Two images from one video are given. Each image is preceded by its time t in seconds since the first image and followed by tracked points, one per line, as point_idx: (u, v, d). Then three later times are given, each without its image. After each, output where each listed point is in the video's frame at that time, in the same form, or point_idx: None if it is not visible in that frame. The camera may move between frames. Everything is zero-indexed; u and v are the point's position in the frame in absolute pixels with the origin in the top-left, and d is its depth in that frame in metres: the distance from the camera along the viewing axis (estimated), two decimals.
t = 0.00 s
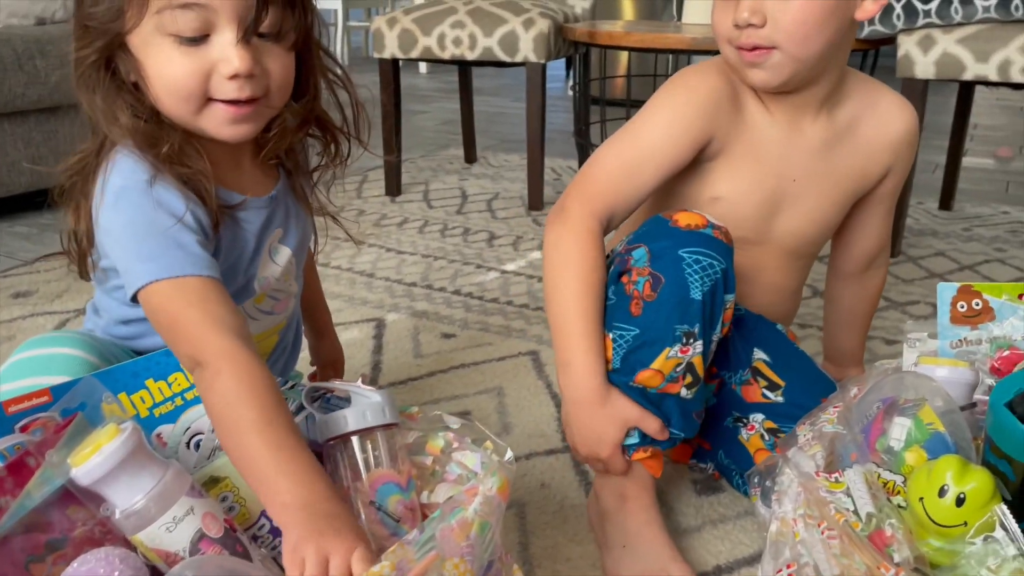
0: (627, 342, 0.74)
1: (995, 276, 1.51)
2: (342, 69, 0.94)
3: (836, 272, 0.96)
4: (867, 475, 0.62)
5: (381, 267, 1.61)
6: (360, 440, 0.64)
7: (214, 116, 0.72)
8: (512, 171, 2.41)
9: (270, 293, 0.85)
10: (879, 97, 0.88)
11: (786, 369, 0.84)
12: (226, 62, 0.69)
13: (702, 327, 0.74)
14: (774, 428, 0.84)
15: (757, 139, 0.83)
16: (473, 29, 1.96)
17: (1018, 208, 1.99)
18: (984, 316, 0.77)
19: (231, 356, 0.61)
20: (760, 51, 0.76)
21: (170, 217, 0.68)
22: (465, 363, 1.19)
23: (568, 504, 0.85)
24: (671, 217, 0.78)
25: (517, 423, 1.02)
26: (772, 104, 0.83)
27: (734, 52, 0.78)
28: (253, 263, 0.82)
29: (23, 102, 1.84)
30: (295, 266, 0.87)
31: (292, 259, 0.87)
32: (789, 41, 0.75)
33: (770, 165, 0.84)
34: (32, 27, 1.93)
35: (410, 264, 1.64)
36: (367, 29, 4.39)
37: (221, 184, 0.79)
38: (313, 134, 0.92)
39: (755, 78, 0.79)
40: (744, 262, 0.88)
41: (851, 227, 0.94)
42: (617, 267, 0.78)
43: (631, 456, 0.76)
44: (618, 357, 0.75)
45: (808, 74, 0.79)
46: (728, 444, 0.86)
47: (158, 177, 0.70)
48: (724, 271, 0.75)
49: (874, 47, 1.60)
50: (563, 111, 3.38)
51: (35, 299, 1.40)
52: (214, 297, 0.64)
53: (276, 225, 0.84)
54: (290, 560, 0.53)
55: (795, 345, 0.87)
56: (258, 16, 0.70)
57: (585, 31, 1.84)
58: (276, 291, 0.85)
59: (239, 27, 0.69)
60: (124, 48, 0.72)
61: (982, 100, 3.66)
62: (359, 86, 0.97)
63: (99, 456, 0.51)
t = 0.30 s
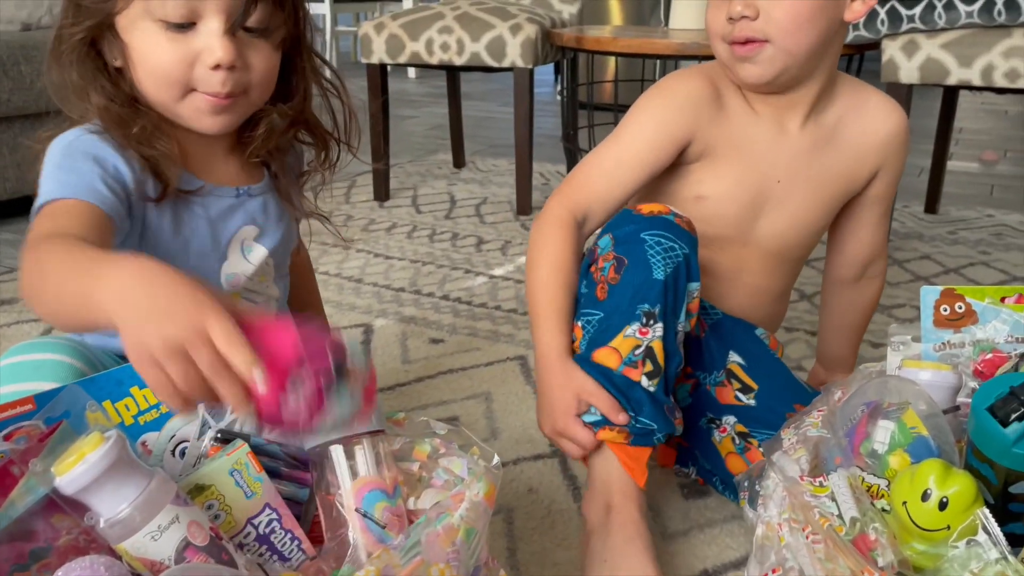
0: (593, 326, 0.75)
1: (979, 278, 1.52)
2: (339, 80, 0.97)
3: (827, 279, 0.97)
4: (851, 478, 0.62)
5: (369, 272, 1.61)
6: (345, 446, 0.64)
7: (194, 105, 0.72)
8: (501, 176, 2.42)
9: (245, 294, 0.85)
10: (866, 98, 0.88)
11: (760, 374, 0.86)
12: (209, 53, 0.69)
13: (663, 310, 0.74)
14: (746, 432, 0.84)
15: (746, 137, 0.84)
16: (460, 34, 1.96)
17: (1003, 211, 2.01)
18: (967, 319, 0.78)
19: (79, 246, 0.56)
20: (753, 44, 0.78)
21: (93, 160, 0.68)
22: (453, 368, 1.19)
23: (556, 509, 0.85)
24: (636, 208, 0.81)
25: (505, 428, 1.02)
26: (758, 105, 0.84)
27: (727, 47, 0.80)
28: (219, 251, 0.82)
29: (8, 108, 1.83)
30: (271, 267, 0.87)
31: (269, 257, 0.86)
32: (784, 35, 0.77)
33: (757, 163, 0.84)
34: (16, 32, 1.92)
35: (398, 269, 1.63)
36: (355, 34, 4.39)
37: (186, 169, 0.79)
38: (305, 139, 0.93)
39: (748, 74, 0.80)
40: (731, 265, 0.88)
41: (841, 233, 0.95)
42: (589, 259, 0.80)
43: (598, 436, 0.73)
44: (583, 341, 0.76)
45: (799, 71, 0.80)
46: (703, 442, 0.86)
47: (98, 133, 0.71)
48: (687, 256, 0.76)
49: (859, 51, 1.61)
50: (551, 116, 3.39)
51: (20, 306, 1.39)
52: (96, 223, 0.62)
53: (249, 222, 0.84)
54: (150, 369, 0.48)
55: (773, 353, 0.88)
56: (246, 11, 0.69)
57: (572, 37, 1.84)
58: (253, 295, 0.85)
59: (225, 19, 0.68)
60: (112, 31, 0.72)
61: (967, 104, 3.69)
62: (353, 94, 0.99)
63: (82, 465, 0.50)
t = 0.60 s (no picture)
0: (609, 335, 0.73)
1: (971, 281, 1.53)
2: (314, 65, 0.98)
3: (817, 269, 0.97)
4: (844, 482, 0.62)
5: (362, 275, 1.61)
6: (337, 452, 0.63)
7: (163, 86, 0.70)
8: (494, 179, 2.42)
9: (228, 273, 0.83)
10: (866, 107, 0.89)
11: (758, 387, 0.86)
12: (176, 35, 0.68)
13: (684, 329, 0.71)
14: (742, 446, 0.84)
15: (745, 139, 0.84)
16: (454, 37, 1.96)
17: (994, 214, 2.02)
18: (960, 322, 0.78)
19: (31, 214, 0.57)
20: (751, 41, 0.78)
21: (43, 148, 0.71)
22: (446, 371, 1.19)
23: (549, 512, 0.85)
24: (665, 228, 0.80)
25: (499, 431, 1.01)
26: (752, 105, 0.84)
27: (724, 44, 0.80)
28: (193, 229, 0.79)
29: None
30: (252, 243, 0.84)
31: (247, 236, 0.84)
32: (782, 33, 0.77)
33: (756, 166, 0.84)
34: (7, 34, 1.91)
35: (392, 272, 1.63)
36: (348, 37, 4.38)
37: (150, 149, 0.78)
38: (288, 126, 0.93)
39: (744, 71, 0.80)
40: (727, 266, 0.88)
41: (835, 230, 0.95)
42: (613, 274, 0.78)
43: (604, 452, 0.68)
44: (597, 348, 0.73)
45: (797, 70, 0.80)
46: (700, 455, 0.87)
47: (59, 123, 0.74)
48: (712, 282, 0.75)
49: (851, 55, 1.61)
50: (545, 118, 3.39)
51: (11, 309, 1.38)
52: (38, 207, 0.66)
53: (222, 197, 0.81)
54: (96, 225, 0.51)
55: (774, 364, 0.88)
56: None
57: (565, 40, 1.84)
58: (236, 272, 0.84)
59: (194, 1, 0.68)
60: (83, 13, 0.74)
61: (958, 108, 3.71)
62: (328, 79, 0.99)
63: (72, 469, 0.50)
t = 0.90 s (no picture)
0: (634, 384, 0.72)
1: (968, 282, 1.53)
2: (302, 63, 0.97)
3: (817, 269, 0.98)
4: (843, 482, 0.62)
5: (361, 276, 1.61)
6: (336, 451, 0.63)
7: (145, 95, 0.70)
8: (493, 180, 2.42)
9: (218, 263, 0.83)
10: (880, 117, 0.89)
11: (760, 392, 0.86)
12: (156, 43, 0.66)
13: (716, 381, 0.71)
14: (744, 451, 0.85)
15: (761, 149, 0.83)
16: (452, 38, 1.96)
17: (991, 215, 2.02)
18: (959, 322, 0.78)
19: None
20: (768, 41, 0.77)
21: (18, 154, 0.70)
22: (445, 372, 1.19)
23: (548, 513, 0.85)
24: (693, 265, 0.80)
25: (497, 431, 1.01)
26: (766, 116, 0.83)
27: (741, 44, 0.79)
28: (181, 219, 0.79)
29: None
30: (241, 232, 0.84)
31: (235, 223, 0.84)
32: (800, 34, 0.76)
33: (769, 178, 0.84)
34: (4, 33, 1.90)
35: (390, 272, 1.63)
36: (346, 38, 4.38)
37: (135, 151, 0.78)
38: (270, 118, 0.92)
39: (762, 71, 0.79)
40: (726, 267, 0.88)
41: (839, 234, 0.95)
42: (638, 315, 0.77)
43: (626, 512, 0.67)
44: (624, 399, 0.72)
45: (814, 74, 0.79)
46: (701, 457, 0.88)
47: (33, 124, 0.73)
48: (742, 327, 0.75)
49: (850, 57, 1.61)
50: (543, 119, 3.40)
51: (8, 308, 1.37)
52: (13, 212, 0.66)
53: (209, 187, 0.81)
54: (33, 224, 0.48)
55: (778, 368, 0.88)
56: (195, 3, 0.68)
57: (564, 41, 1.84)
58: (226, 262, 0.84)
59: (175, 12, 0.66)
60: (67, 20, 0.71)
61: (955, 109, 3.72)
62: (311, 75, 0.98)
63: (71, 469, 0.50)
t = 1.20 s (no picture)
0: (649, 392, 0.71)
1: (969, 283, 1.53)
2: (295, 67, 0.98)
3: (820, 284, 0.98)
4: (844, 483, 0.62)
5: (361, 275, 1.61)
6: (336, 450, 0.63)
7: (150, 100, 0.72)
8: (493, 180, 2.42)
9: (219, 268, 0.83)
10: (880, 120, 0.89)
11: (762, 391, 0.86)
12: (163, 52, 0.70)
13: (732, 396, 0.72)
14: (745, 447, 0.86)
15: (757, 149, 0.83)
16: (453, 37, 1.96)
17: (992, 216, 2.02)
18: (960, 323, 0.78)
19: None
20: (770, 44, 0.77)
21: (21, 158, 0.71)
22: (445, 371, 1.19)
23: (547, 512, 0.85)
24: (712, 280, 0.80)
25: (497, 431, 1.01)
26: (762, 117, 0.83)
27: (743, 46, 0.79)
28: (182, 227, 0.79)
29: None
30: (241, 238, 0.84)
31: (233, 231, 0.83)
32: (801, 36, 0.75)
33: (767, 178, 0.84)
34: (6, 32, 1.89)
35: (391, 272, 1.63)
36: (347, 37, 4.38)
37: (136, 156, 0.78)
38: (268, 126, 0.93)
39: (761, 73, 0.79)
40: (725, 267, 0.88)
41: (840, 242, 0.95)
42: (653, 326, 0.77)
43: (637, 506, 0.67)
44: (639, 407, 0.71)
45: (815, 77, 0.79)
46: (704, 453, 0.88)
47: (37, 130, 0.74)
48: (760, 345, 0.76)
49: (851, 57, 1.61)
50: (544, 119, 3.40)
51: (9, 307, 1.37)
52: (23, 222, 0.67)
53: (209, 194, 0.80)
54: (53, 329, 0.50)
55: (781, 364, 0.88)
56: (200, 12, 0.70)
57: (565, 41, 1.84)
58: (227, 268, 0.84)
59: (181, 20, 0.69)
60: (68, 27, 0.73)
61: (957, 111, 3.72)
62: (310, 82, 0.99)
63: (71, 467, 0.50)
